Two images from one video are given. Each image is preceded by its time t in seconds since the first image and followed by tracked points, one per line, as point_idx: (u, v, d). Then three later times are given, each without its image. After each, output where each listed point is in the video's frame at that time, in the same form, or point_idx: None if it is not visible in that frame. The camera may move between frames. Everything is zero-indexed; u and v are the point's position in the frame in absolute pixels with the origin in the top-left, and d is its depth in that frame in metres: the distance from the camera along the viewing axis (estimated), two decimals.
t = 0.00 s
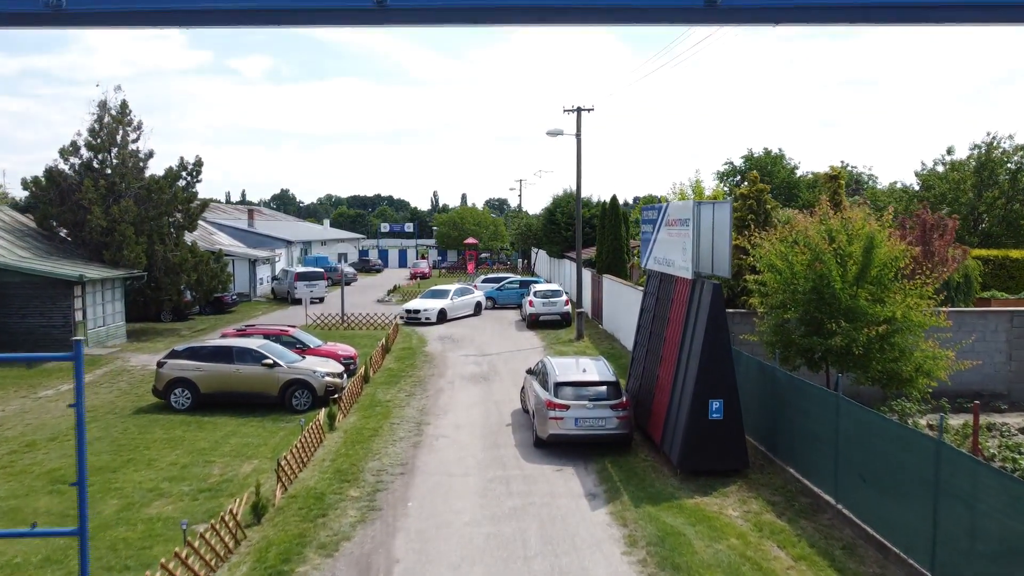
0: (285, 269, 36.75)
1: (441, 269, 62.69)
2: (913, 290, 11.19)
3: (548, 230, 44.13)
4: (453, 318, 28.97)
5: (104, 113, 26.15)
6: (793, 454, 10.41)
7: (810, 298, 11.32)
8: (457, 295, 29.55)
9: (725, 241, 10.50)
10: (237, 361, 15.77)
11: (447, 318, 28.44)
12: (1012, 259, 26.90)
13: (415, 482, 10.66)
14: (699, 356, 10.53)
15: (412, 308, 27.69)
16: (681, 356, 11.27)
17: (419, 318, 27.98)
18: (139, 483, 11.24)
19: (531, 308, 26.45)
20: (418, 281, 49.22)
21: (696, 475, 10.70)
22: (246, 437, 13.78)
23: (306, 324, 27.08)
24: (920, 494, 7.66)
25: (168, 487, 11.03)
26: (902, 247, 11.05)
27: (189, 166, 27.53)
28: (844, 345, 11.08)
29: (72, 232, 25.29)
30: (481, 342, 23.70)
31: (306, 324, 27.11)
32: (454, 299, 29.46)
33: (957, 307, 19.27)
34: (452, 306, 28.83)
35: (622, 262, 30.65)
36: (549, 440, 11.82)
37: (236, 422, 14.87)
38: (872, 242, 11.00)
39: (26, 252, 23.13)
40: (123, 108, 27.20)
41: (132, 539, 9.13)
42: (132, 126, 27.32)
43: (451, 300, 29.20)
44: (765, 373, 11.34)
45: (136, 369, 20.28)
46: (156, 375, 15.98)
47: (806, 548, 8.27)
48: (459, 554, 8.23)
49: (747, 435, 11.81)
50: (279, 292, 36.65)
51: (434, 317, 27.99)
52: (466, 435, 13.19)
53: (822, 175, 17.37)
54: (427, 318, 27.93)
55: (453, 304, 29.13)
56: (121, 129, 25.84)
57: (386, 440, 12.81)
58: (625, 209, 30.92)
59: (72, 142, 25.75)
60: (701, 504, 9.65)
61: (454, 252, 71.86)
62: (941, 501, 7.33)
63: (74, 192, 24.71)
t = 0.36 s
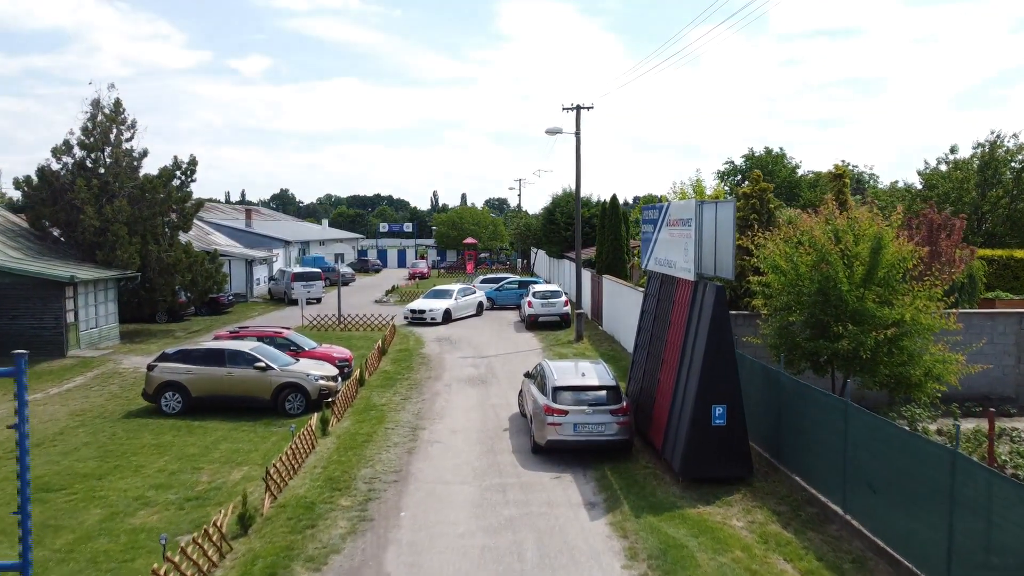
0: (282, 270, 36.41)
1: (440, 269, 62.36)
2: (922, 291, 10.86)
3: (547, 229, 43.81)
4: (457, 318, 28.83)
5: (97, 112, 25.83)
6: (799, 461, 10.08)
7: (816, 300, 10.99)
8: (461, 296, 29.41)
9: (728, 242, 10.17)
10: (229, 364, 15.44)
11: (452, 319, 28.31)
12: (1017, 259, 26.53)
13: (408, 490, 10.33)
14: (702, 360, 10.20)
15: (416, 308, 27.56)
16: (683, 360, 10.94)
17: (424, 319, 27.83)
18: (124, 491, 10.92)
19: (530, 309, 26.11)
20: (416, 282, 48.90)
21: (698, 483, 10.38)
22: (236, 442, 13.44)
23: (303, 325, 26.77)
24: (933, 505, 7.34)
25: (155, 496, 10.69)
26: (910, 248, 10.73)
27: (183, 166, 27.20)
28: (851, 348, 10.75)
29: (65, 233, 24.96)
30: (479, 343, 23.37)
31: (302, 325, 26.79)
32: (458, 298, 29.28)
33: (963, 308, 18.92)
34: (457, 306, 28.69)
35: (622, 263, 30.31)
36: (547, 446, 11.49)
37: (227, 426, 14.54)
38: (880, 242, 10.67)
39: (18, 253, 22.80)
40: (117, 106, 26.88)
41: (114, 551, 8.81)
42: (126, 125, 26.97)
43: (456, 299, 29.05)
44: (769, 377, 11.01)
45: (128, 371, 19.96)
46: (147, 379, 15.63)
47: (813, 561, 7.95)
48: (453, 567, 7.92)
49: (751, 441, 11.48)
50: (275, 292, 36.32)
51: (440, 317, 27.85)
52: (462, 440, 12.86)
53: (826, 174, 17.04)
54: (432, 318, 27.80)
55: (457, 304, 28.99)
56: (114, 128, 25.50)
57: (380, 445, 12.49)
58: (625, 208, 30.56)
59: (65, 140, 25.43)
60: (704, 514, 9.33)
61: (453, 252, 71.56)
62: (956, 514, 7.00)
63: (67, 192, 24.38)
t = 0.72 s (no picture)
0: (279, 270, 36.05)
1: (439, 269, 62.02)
2: (934, 293, 10.51)
3: (547, 229, 43.47)
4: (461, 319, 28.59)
5: (90, 110, 25.48)
6: (808, 469, 9.72)
7: (823, 302, 10.65)
8: (464, 296, 29.18)
9: (733, 242, 9.81)
10: (220, 367, 15.07)
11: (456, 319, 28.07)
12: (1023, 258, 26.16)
13: (402, 499, 9.96)
14: (706, 364, 9.83)
15: (420, 308, 27.35)
16: (687, 364, 10.57)
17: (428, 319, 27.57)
18: (108, 500, 10.54)
19: (529, 310, 25.75)
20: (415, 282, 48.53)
21: (703, 492, 10.02)
22: (227, 447, 13.06)
23: (299, 326, 26.41)
24: (952, 517, 6.96)
25: (139, 504, 10.31)
26: (922, 248, 10.38)
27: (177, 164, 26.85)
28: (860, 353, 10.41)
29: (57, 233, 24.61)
30: (478, 345, 23.01)
31: (298, 326, 26.43)
32: (461, 299, 29.00)
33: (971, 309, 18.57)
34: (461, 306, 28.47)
35: (623, 263, 29.95)
36: (546, 452, 11.13)
37: (218, 431, 14.16)
38: (891, 242, 10.32)
39: (9, 253, 22.43)
40: (110, 105, 26.54)
41: (94, 564, 8.43)
42: (119, 123, 26.63)
43: (460, 299, 28.80)
44: (776, 382, 10.65)
45: (119, 374, 19.59)
46: (136, 382, 15.26)
47: None
48: None
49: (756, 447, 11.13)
50: (273, 292, 35.95)
51: (445, 317, 27.61)
52: (459, 446, 12.49)
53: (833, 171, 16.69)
54: (437, 319, 27.55)
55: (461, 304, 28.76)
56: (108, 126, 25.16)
57: (375, 451, 12.12)
58: (626, 208, 30.21)
59: (57, 139, 25.08)
60: (709, 525, 8.95)
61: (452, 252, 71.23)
62: (976, 528, 6.63)
63: (59, 191, 24.02)
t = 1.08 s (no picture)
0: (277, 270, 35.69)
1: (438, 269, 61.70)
2: (949, 295, 10.14)
3: (547, 229, 43.15)
4: (461, 319, 28.25)
5: (84, 108, 25.12)
6: (821, 478, 9.34)
7: (834, 304, 10.29)
8: (465, 296, 28.84)
9: (742, 242, 9.43)
10: (213, 370, 14.70)
11: (457, 319, 27.73)
12: None
13: (398, 509, 9.58)
14: (714, 369, 9.46)
15: (421, 309, 27.02)
16: (693, 369, 10.19)
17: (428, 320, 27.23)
18: (93, 509, 10.16)
19: (530, 311, 25.38)
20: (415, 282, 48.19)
21: (710, 502, 9.65)
22: (218, 453, 12.69)
23: (297, 327, 26.06)
24: (979, 535, 6.57)
25: (125, 514, 9.94)
26: (937, 248, 10.01)
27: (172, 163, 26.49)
28: (874, 357, 10.04)
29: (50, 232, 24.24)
30: (477, 346, 22.64)
31: (295, 327, 26.09)
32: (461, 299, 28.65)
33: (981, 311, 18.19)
34: (462, 306, 28.13)
35: (624, 262, 29.58)
36: (547, 460, 10.76)
37: (210, 436, 13.79)
38: (905, 243, 9.95)
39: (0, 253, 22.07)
40: (104, 102, 26.18)
41: None
42: (113, 122, 26.27)
43: (461, 299, 28.46)
44: (786, 387, 10.27)
45: (112, 376, 19.22)
46: (127, 385, 14.88)
47: None
48: None
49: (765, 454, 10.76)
50: (270, 292, 35.58)
51: (448, 316, 27.29)
52: (457, 452, 12.12)
53: (841, 169, 16.30)
54: (438, 319, 27.21)
55: (461, 304, 28.42)
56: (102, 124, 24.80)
57: (370, 458, 11.74)
58: (628, 207, 29.83)
59: (50, 137, 24.73)
60: (718, 538, 8.57)
61: (452, 252, 70.92)
62: (1007, 547, 6.23)
63: (52, 190, 23.67)
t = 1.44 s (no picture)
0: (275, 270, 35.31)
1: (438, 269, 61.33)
2: (967, 297, 9.76)
3: (548, 229, 42.79)
4: (462, 320, 27.88)
5: (78, 106, 24.73)
6: (835, 488, 8.97)
7: (848, 307, 9.92)
8: (466, 297, 28.47)
9: (752, 243, 9.06)
10: (206, 374, 14.32)
11: (458, 320, 27.36)
12: None
13: (394, 520, 9.21)
14: (722, 374, 9.08)
15: (422, 309, 26.66)
16: (701, 373, 9.82)
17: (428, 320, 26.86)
18: (78, 519, 9.78)
19: (530, 312, 25.02)
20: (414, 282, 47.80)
21: (719, 512, 9.28)
22: (210, 459, 12.32)
23: (294, 328, 25.68)
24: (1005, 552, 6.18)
25: (111, 525, 9.57)
26: (955, 248, 9.64)
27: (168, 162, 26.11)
28: (889, 362, 9.66)
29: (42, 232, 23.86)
30: (477, 348, 22.27)
31: (293, 328, 25.72)
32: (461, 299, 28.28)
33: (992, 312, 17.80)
34: (462, 307, 27.75)
35: (626, 263, 29.20)
36: (549, 468, 10.38)
37: (203, 441, 13.41)
38: (922, 243, 9.57)
39: None
40: (99, 100, 25.80)
41: None
42: (108, 120, 25.89)
43: (461, 299, 28.07)
44: (798, 392, 9.90)
45: (105, 378, 18.85)
46: (118, 389, 14.51)
47: None
48: None
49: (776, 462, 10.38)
50: (268, 292, 35.20)
51: (448, 317, 26.91)
52: (456, 458, 11.74)
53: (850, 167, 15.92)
54: (438, 320, 26.84)
55: (462, 305, 28.04)
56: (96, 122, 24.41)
57: (366, 465, 11.37)
58: (630, 207, 29.45)
59: (44, 135, 24.34)
60: (728, 552, 8.20)
61: (452, 252, 70.53)
62: None
63: (45, 189, 23.30)
